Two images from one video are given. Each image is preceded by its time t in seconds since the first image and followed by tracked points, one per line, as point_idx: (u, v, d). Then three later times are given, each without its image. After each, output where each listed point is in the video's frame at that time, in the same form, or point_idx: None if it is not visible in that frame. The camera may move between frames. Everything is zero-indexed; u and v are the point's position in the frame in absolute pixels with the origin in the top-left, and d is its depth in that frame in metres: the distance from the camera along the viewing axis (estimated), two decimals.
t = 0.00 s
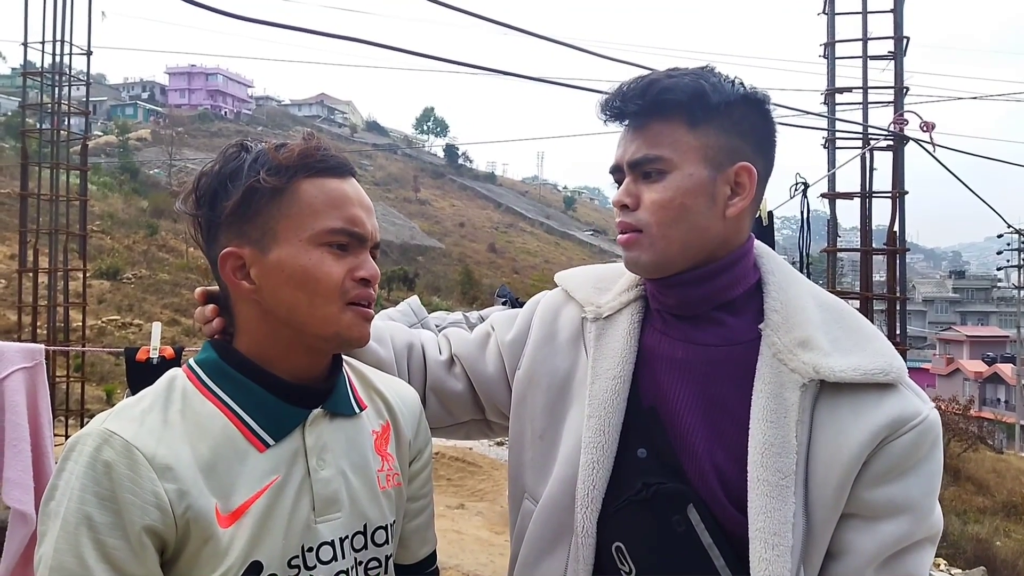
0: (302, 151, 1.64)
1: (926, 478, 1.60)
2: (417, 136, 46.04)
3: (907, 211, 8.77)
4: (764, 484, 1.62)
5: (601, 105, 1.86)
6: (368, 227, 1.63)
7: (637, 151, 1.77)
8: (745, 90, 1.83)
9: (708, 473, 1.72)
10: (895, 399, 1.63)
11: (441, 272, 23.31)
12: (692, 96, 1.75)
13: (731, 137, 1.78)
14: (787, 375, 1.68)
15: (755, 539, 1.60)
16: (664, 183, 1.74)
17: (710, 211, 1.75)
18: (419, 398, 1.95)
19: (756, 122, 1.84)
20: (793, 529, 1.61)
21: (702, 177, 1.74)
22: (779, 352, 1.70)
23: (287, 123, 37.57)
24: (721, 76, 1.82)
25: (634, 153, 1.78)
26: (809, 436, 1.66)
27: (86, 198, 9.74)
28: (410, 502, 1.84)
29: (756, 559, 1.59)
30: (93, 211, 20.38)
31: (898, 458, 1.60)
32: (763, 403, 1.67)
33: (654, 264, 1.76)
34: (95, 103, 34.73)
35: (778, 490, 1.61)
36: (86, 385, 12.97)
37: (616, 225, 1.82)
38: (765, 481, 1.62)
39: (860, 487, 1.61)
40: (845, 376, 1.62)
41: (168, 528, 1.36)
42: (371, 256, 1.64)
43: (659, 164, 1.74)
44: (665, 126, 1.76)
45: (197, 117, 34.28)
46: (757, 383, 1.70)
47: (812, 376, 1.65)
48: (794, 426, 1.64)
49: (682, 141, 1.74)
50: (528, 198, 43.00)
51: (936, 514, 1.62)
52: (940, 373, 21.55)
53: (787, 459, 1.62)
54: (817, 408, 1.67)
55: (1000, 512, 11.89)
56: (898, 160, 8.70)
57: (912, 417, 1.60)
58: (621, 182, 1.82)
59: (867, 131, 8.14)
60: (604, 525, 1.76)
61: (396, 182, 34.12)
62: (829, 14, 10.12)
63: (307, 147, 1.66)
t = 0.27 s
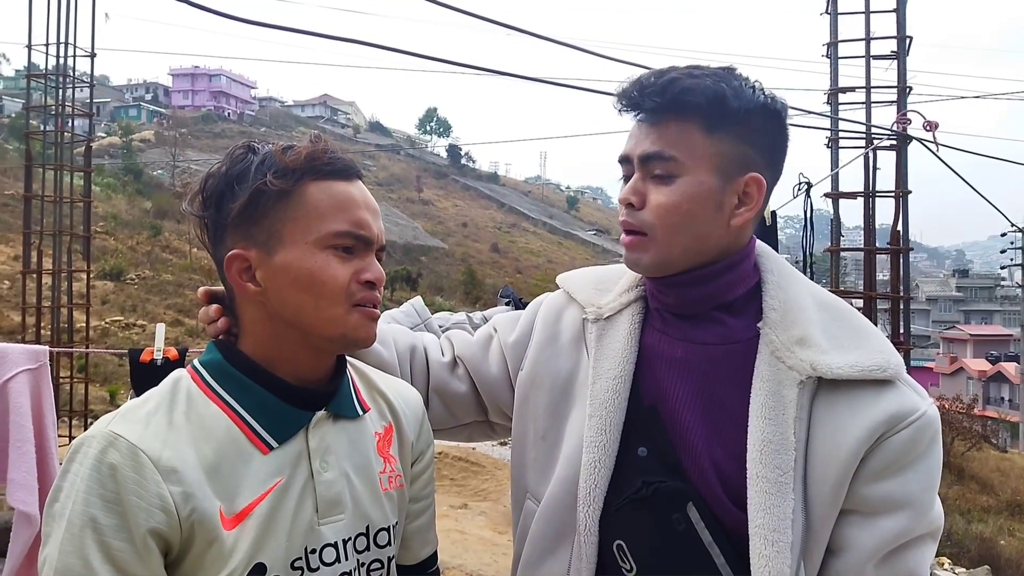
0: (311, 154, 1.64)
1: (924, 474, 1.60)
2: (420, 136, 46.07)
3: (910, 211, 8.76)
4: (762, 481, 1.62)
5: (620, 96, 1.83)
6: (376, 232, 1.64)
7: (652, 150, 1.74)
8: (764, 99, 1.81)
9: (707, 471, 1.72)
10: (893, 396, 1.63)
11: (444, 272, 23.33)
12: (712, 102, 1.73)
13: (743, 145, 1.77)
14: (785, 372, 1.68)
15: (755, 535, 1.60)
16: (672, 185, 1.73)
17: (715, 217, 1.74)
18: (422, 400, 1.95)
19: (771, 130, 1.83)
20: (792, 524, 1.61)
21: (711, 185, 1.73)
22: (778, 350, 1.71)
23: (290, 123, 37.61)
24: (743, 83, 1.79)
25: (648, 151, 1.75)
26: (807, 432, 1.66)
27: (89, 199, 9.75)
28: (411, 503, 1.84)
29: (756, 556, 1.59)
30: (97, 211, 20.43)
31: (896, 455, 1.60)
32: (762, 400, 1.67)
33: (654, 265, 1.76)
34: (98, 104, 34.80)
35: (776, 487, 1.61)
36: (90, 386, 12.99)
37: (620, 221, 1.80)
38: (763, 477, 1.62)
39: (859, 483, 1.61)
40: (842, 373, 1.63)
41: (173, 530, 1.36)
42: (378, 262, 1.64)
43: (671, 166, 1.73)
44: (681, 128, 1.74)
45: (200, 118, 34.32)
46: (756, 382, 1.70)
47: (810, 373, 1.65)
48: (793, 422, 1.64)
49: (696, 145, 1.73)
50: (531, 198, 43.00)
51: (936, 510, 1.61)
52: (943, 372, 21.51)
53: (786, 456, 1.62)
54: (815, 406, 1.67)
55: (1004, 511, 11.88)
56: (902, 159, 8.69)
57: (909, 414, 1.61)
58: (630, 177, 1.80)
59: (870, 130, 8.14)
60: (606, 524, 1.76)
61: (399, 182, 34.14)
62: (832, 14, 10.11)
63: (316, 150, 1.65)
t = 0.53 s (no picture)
0: (314, 152, 1.63)
1: (942, 474, 1.59)
2: (420, 136, 46.06)
3: (911, 211, 8.76)
4: (776, 481, 1.61)
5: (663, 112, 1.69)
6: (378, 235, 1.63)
7: (689, 181, 1.64)
8: (807, 133, 1.71)
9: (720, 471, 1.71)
10: (908, 397, 1.63)
11: (444, 272, 23.32)
12: (760, 143, 1.64)
13: (779, 182, 1.69)
14: (801, 375, 1.68)
15: (768, 534, 1.59)
16: (702, 215, 1.65)
17: (738, 249, 1.69)
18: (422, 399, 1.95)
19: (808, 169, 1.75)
20: (805, 525, 1.60)
21: (741, 221, 1.67)
22: (792, 352, 1.70)
23: (290, 123, 37.60)
24: (790, 115, 1.69)
25: (685, 181, 1.64)
26: (822, 434, 1.65)
27: (89, 198, 9.74)
28: (410, 503, 1.83)
29: (768, 556, 1.58)
30: (97, 210, 20.42)
31: (913, 455, 1.59)
32: (776, 403, 1.67)
33: (670, 287, 1.72)
34: (98, 103, 34.78)
35: (790, 488, 1.60)
36: (89, 385, 12.99)
37: (637, 236, 1.73)
38: (777, 478, 1.61)
39: (875, 483, 1.61)
40: (858, 375, 1.62)
41: (174, 528, 1.35)
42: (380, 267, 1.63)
43: (706, 199, 1.64)
44: (723, 162, 1.64)
45: (200, 117, 34.31)
46: (771, 384, 1.70)
47: (826, 376, 1.65)
48: (808, 423, 1.64)
49: (734, 181, 1.64)
50: (531, 198, 42.99)
51: (952, 511, 1.61)
52: (943, 374, 21.51)
53: (800, 457, 1.61)
54: (829, 407, 1.66)
55: (1003, 512, 11.88)
56: (902, 160, 8.69)
57: (925, 415, 1.61)
58: (656, 194, 1.71)
59: (870, 131, 8.13)
60: (617, 525, 1.75)
61: (399, 182, 34.14)
62: (832, 14, 10.11)
63: (319, 152, 1.64)
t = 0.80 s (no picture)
0: (309, 152, 1.72)
1: None
2: (412, 135, 46.05)
3: (897, 214, 8.87)
4: (843, 491, 1.59)
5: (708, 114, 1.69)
6: (368, 234, 1.71)
7: (733, 183, 1.63)
8: (872, 131, 1.64)
9: (785, 478, 1.69)
10: (987, 409, 1.57)
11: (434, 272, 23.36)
12: (809, 142, 1.59)
13: (839, 183, 1.64)
14: (873, 381, 1.65)
15: (835, 544, 1.57)
16: (751, 218, 1.63)
17: (794, 252, 1.65)
18: (410, 397, 2.07)
19: (877, 170, 1.68)
20: (874, 537, 1.57)
21: (793, 223, 1.63)
22: (865, 359, 1.67)
23: (281, 121, 37.53)
24: (848, 112, 1.63)
25: (729, 182, 1.64)
26: (894, 443, 1.61)
27: (79, 196, 9.74)
28: (399, 501, 1.93)
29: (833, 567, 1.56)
30: (86, 208, 20.40)
31: (992, 470, 1.53)
32: (846, 409, 1.64)
33: (721, 290, 1.71)
34: (87, 100, 34.63)
35: (858, 498, 1.57)
36: (78, 383, 12.99)
37: (690, 238, 1.75)
38: (843, 486, 1.59)
39: (948, 497, 1.56)
40: (934, 384, 1.58)
41: (164, 522, 1.43)
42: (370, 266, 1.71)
43: (753, 201, 1.63)
44: (770, 164, 1.61)
45: (190, 115, 34.20)
46: (840, 389, 1.68)
47: (899, 385, 1.62)
48: (878, 432, 1.61)
49: (783, 183, 1.61)
50: (521, 197, 43.06)
51: None
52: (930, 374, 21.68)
53: (869, 466, 1.59)
54: (903, 417, 1.63)
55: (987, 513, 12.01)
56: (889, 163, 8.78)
57: (1006, 428, 1.54)
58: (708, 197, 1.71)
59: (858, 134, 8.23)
60: (678, 530, 1.74)
61: (389, 181, 34.14)
62: (822, 17, 10.19)
63: (314, 153, 1.73)
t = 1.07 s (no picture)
0: (305, 150, 1.72)
1: None
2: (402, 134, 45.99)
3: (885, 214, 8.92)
4: (882, 494, 1.58)
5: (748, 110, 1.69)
6: (358, 231, 1.69)
7: (769, 179, 1.62)
8: (913, 132, 1.62)
9: (823, 481, 1.69)
10: None
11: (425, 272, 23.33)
12: (849, 140, 1.58)
13: (877, 182, 1.62)
14: (912, 382, 1.64)
15: (875, 547, 1.56)
16: (787, 215, 1.62)
17: (830, 251, 1.64)
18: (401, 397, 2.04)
19: (917, 170, 1.66)
20: (915, 540, 1.56)
21: (830, 221, 1.62)
22: (902, 359, 1.66)
23: (270, 120, 37.37)
24: (890, 112, 1.61)
25: (765, 178, 1.63)
26: (934, 445, 1.60)
27: (66, 195, 9.65)
28: (388, 500, 1.91)
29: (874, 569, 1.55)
30: (73, 207, 20.24)
31: None
32: (884, 410, 1.64)
33: (753, 285, 1.70)
34: (74, 99, 34.35)
35: (898, 500, 1.56)
36: (65, 384, 12.88)
37: (721, 236, 1.73)
38: (884, 490, 1.58)
39: (988, 497, 1.54)
40: (975, 384, 1.56)
41: (151, 520, 1.41)
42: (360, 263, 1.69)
43: (789, 199, 1.61)
44: (809, 161, 1.60)
45: (178, 114, 34.00)
46: (878, 390, 1.67)
47: (939, 385, 1.60)
48: (918, 434, 1.60)
49: (821, 180, 1.60)
50: (512, 197, 43.03)
51: None
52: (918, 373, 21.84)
53: (909, 469, 1.58)
54: (943, 417, 1.62)
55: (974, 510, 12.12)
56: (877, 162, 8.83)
57: None
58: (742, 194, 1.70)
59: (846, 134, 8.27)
60: (716, 531, 1.75)
61: (380, 181, 34.06)
62: (810, 17, 10.23)
63: (307, 152, 1.72)
